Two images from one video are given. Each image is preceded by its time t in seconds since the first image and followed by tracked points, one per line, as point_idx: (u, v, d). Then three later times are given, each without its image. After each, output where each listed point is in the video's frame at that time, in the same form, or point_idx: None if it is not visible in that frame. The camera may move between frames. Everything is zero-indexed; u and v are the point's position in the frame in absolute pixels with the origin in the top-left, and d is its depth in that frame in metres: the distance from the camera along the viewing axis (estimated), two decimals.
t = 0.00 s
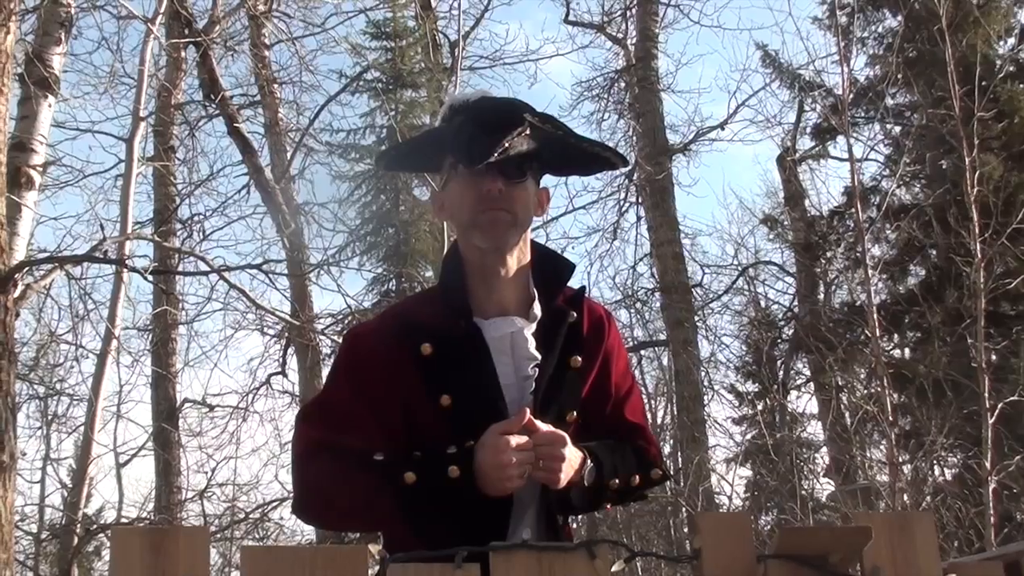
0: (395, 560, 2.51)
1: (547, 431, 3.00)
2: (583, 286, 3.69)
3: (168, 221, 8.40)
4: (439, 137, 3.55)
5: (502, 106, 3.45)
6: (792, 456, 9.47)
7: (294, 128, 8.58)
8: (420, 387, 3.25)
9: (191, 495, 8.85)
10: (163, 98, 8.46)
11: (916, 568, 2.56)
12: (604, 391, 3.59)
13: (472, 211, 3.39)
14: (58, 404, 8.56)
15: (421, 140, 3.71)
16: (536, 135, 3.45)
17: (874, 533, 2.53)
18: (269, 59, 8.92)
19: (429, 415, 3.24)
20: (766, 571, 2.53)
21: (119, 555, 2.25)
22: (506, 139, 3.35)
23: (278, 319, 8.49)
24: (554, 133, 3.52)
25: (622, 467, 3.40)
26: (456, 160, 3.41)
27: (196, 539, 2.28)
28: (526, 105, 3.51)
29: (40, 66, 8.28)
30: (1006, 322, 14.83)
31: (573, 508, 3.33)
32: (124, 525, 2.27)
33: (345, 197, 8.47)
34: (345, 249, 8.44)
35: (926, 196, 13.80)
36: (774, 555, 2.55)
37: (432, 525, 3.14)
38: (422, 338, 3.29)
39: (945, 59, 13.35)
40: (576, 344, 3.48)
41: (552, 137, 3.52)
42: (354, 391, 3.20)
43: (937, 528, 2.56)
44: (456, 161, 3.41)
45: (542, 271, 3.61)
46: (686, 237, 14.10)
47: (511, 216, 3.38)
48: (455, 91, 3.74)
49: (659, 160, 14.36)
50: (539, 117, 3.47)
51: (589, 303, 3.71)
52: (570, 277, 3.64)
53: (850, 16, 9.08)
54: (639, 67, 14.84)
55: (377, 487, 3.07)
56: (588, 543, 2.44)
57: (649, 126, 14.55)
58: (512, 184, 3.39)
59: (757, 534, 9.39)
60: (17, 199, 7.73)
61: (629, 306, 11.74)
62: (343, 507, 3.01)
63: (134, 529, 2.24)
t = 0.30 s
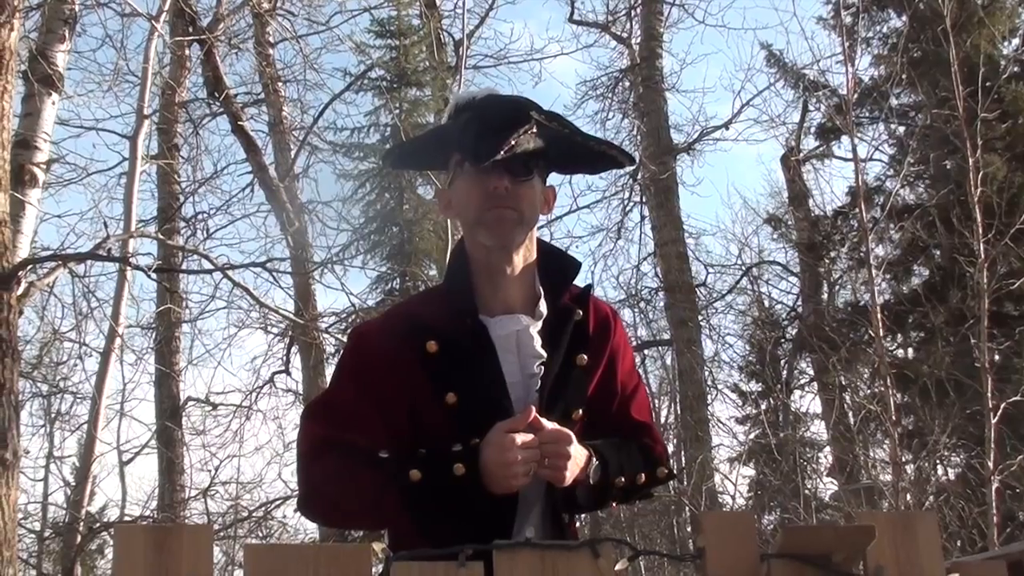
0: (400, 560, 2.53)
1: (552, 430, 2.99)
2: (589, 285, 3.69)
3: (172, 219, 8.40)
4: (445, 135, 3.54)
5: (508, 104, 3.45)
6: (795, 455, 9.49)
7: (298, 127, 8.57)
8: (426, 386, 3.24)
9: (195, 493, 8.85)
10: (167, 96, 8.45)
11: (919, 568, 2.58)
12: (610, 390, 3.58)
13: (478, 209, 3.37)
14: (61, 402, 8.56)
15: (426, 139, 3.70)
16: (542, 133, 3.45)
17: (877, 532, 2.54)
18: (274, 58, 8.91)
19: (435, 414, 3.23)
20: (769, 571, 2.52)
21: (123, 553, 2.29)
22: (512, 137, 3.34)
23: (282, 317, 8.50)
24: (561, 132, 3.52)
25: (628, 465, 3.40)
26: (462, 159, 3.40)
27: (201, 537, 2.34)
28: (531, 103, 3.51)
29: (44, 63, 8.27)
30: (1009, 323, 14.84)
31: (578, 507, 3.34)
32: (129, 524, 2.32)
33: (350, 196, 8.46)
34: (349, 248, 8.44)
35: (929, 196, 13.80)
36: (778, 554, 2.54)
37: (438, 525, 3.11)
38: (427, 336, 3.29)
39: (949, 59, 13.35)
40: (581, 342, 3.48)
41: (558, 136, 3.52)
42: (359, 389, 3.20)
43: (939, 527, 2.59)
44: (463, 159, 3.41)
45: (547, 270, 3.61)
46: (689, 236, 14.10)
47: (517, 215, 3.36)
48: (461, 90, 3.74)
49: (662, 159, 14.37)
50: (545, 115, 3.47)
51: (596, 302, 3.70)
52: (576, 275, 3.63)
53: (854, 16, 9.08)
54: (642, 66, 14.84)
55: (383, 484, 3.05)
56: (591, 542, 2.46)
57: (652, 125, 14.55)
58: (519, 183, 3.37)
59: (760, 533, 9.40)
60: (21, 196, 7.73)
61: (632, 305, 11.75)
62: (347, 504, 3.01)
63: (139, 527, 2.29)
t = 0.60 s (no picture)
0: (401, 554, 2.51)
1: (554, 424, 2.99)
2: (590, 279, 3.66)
3: (172, 215, 8.40)
4: (446, 132, 3.53)
5: (510, 100, 3.45)
6: (796, 451, 9.50)
7: (298, 123, 8.56)
8: (428, 381, 3.22)
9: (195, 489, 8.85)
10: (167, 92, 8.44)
11: (922, 565, 2.51)
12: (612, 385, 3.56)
13: (480, 207, 3.36)
14: (62, 398, 8.56)
15: (426, 137, 3.68)
16: (544, 129, 3.44)
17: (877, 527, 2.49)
18: (275, 53, 8.90)
19: (438, 410, 3.21)
20: (768, 566, 2.51)
21: (122, 549, 2.24)
22: (514, 135, 3.34)
23: (283, 314, 8.50)
24: (562, 128, 3.52)
25: (630, 460, 3.40)
26: (464, 155, 3.40)
27: (201, 533, 2.27)
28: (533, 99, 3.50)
29: (44, 59, 8.25)
30: (1009, 318, 14.85)
31: (580, 504, 3.32)
32: (129, 519, 2.27)
33: (350, 192, 8.45)
34: (349, 244, 8.44)
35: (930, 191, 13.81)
36: (778, 549, 2.52)
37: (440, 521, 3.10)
38: (430, 332, 3.28)
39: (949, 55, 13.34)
40: (582, 337, 3.47)
41: (560, 132, 3.52)
42: (361, 385, 3.20)
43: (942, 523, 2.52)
44: (464, 156, 3.40)
45: (549, 266, 3.60)
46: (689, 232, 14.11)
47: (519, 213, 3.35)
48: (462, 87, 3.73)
49: (662, 155, 14.38)
50: (547, 111, 3.46)
51: (597, 297, 3.69)
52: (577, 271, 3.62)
53: (854, 11, 9.07)
54: (643, 62, 14.83)
55: (383, 480, 3.05)
56: (591, 536, 2.40)
57: (653, 121, 14.55)
58: (520, 178, 3.37)
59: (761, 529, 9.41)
60: (21, 192, 7.72)
61: (632, 301, 11.75)
62: (346, 500, 3.02)
63: (138, 522, 2.24)
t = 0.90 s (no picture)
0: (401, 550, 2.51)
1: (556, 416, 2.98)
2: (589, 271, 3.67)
3: (172, 210, 8.39)
4: (446, 128, 3.53)
5: (509, 95, 3.45)
6: (796, 445, 9.52)
7: (299, 118, 8.55)
8: (429, 366, 3.23)
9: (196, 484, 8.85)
10: (167, 88, 8.43)
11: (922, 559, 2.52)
12: (612, 374, 3.55)
13: (481, 200, 3.36)
14: (63, 393, 8.55)
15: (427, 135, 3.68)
16: (544, 123, 3.44)
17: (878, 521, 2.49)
18: (275, 48, 8.88)
19: (438, 394, 3.22)
20: (769, 559, 2.52)
21: (123, 543, 2.20)
22: (512, 128, 3.33)
23: (283, 309, 8.49)
24: (563, 123, 3.52)
25: (632, 449, 3.38)
26: (463, 150, 3.40)
27: (203, 528, 2.25)
28: (533, 93, 3.50)
29: (44, 54, 8.24)
30: (1010, 312, 14.85)
31: (583, 492, 3.31)
32: (130, 511, 2.22)
33: (351, 187, 8.44)
34: (350, 239, 8.44)
35: (931, 186, 13.81)
36: (779, 542, 2.53)
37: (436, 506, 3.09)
38: (431, 318, 3.28)
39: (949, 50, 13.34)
40: (584, 329, 3.47)
41: (561, 126, 3.51)
42: (363, 367, 3.17)
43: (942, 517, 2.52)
44: (464, 150, 3.41)
45: (550, 259, 3.61)
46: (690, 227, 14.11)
47: (520, 204, 3.35)
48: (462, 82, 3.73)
49: (663, 150, 14.40)
50: (546, 105, 3.45)
51: (597, 289, 3.69)
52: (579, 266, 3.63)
53: (856, 5, 9.06)
54: (643, 56, 14.82)
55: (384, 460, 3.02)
56: (593, 531, 2.41)
57: (654, 116, 14.54)
58: (521, 171, 3.37)
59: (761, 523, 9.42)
60: (21, 187, 7.71)
61: (633, 296, 11.75)
62: (351, 480, 2.98)
63: (140, 516, 2.20)
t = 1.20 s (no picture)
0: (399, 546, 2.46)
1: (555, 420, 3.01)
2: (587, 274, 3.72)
3: (171, 206, 8.38)
4: (446, 126, 3.55)
5: (510, 93, 3.48)
6: (795, 442, 9.45)
7: (297, 114, 8.54)
8: (428, 375, 3.27)
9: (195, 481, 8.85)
10: (166, 84, 8.42)
11: (919, 556, 2.51)
12: (607, 376, 3.63)
13: (481, 197, 3.36)
14: (61, 389, 8.55)
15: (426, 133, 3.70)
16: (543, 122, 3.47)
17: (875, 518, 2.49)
18: (274, 45, 8.87)
19: (438, 401, 3.27)
20: (767, 555, 2.52)
21: (120, 541, 2.21)
22: (514, 124, 3.35)
23: (282, 305, 8.49)
24: (561, 123, 3.56)
25: (625, 453, 3.44)
26: (464, 147, 3.42)
27: (201, 525, 2.25)
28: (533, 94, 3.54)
29: (43, 50, 8.23)
30: (1007, 309, 14.85)
31: (576, 495, 3.38)
32: (127, 509, 2.23)
33: (348, 183, 8.44)
34: (348, 236, 8.44)
35: (929, 182, 13.82)
36: (777, 538, 2.53)
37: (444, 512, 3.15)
38: (429, 326, 3.30)
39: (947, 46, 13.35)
40: (580, 331, 3.51)
41: (558, 126, 3.55)
42: (363, 380, 3.20)
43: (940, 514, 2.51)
44: (464, 147, 3.42)
45: (547, 262, 3.63)
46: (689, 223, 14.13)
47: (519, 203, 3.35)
48: (463, 82, 3.76)
49: (662, 146, 14.44)
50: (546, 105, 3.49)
51: (592, 292, 3.75)
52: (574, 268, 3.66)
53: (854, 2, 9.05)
54: (641, 52, 14.83)
55: (391, 475, 3.06)
56: (590, 527, 2.41)
57: (652, 112, 14.55)
58: (520, 169, 3.38)
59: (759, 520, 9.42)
60: (19, 183, 7.70)
61: (632, 292, 11.76)
62: (357, 497, 3.01)
63: (137, 513, 2.20)
